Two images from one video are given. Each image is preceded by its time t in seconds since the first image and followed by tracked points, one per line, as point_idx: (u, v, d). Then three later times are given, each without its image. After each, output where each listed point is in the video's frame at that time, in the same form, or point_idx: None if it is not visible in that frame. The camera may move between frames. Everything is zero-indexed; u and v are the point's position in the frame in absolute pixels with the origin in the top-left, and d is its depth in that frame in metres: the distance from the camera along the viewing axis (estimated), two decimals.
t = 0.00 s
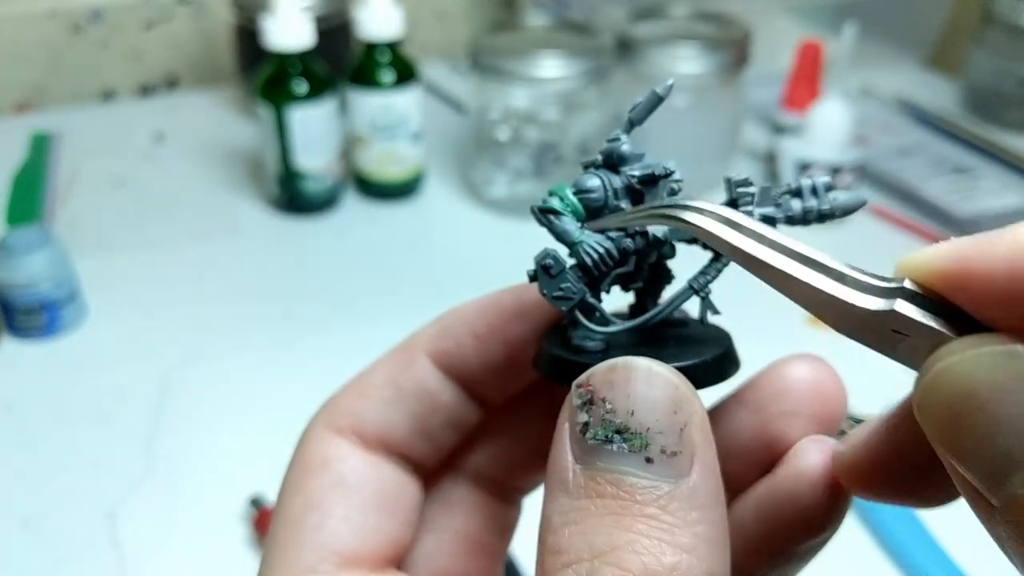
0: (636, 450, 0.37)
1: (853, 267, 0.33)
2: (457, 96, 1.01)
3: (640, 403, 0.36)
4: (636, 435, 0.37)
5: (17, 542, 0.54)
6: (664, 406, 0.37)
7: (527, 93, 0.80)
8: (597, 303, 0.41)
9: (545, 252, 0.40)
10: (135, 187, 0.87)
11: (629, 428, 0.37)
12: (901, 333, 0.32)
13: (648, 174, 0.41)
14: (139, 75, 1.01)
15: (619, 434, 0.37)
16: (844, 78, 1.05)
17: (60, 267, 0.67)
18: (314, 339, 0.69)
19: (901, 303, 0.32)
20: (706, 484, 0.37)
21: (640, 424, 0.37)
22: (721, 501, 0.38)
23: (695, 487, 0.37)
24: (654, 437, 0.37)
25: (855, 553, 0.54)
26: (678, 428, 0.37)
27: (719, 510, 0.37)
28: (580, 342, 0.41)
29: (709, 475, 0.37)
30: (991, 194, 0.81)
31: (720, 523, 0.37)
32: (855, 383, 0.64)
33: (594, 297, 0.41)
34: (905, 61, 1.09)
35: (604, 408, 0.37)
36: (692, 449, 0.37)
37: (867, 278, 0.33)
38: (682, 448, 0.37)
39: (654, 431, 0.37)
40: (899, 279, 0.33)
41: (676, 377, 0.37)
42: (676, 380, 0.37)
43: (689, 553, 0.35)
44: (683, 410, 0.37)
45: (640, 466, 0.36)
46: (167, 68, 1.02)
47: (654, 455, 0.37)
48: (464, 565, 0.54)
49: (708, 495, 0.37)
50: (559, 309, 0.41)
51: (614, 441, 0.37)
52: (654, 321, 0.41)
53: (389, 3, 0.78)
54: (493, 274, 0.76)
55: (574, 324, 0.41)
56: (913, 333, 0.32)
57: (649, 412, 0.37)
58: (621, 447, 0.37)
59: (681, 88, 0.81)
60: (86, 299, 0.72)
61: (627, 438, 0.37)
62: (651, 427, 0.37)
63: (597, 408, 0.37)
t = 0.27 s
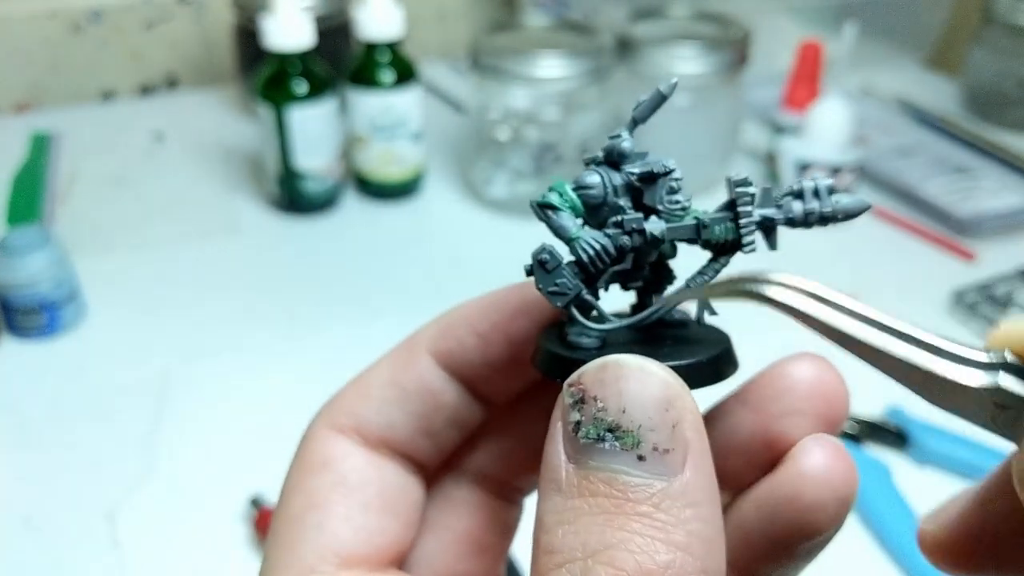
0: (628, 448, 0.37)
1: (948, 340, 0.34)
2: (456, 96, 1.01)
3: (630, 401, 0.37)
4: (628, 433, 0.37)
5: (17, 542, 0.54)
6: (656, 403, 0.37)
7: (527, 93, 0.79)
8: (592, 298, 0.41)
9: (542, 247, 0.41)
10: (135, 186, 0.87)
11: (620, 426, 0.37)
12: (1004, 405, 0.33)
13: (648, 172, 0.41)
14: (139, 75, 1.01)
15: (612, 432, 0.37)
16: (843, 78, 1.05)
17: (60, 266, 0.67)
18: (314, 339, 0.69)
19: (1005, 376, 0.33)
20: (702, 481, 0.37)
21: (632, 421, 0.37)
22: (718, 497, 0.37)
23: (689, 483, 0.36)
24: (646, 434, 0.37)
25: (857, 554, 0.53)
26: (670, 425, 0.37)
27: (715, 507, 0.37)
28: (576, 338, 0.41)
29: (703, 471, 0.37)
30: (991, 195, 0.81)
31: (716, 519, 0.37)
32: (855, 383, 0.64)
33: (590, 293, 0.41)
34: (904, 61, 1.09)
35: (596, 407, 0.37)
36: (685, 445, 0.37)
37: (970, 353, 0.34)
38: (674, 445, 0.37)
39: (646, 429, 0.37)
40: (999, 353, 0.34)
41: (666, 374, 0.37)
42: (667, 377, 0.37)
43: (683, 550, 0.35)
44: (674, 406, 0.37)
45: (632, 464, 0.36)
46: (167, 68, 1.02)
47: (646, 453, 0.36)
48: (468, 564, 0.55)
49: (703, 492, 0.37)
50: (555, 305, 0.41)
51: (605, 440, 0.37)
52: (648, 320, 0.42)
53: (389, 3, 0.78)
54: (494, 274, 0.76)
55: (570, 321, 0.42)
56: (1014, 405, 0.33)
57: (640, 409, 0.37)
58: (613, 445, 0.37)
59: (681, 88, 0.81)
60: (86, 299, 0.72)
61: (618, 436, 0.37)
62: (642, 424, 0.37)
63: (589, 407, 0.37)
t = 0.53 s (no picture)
0: (554, 438, 0.38)
1: None
2: (456, 95, 1.01)
3: (552, 391, 0.38)
4: (553, 423, 0.38)
5: (17, 543, 0.54)
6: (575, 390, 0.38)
7: (528, 94, 0.80)
8: (561, 287, 0.42)
9: (526, 220, 0.42)
10: (135, 187, 0.87)
11: (545, 416, 0.38)
12: None
13: (648, 172, 0.42)
14: (139, 75, 1.01)
15: (538, 424, 0.38)
16: (843, 77, 1.05)
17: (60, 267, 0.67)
18: (314, 339, 0.69)
19: None
20: (627, 463, 0.38)
21: (555, 410, 0.38)
22: (649, 476, 0.39)
23: (614, 466, 0.38)
24: (570, 422, 0.38)
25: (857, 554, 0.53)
26: (593, 410, 0.38)
27: (645, 485, 0.39)
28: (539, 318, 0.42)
29: (629, 453, 0.39)
30: (991, 195, 0.81)
31: (648, 499, 0.38)
32: (855, 382, 0.64)
33: (560, 281, 0.42)
34: (904, 61, 1.09)
35: (521, 401, 0.39)
36: (609, 428, 0.38)
37: None
38: (599, 429, 0.38)
39: (570, 417, 0.38)
40: None
41: (587, 361, 0.39)
42: (585, 364, 0.38)
43: (616, 534, 0.37)
44: (596, 392, 0.38)
45: (559, 452, 0.38)
46: (167, 68, 1.02)
47: (572, 440, 0.38)
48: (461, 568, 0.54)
49: (630, 473, 0.38)
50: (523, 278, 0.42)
51: (533, 431, 0.38)
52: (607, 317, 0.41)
53: (389, 3, 0.78)
54: (494, 275, 0.76)
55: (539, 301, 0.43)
56: None
57: (562, 398, 0.38)
58: (540, 437, 0.38)
59: (681, 88, 0.81)
60: (86, 300, 0.72)
61: (544, 426, 0.38)
62: (565, 412, 0.38)
63: (516, 402, 0.39)
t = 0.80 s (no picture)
0: (487, 433, 0.38)
1: None
2: (456, 95, 1.01)
3: (484, 386, 0.38)
4: (485, 417, 0.38)
5: (17, 542, 0.54)
6: (507, 383, 0.38)
7: (529, 94, 0.80)
8: (534, 290, 0.45)
9: (490, 225, 0.44)
10: (135, 187, 0.87)
11: (478, 412, 0.38)
12: None
13: (583, 166, 0.42)
14: (139, 75, 1.01)
15: (473, 419, 0.38)
16: (844, 78, 1.05)
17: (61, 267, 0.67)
18: (315, 339, 0.69)
19: None
20: (564, 458, 0.38)
21: (489, 405, 0.38)
22: (589, 472, 0.38)
23: (549, 458, 0.38)
24: (501, 415, 0.38)
25: (858, 553, 0.53)
26: (523, 402, 0.38)
27: (582, 476, 0.38)
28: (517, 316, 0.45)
29: (566, 447, 0.38)
30: (991, 195, 0.81)
31: (583, 494, 0.38)
32: (855, 382, 0.64)
33: (532, 283, 0.45)
34: (904, 61, 1.09)
35: (459, 398, 0.39)
36: (541, 420, 0.38)
37: None
38: (529, 421, 0.38)
39: (501, 411, 0.38)
40: None
41: (523, 356, 0.39)
42: (513, 358, 0.39)
43: (542, 527, 0.36)
44: (528, 385, 0.38)
45: (490, 446, 0.38)
46: (167, 68, 1.02)
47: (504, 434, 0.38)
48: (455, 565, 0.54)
49: (566, 463, 0.38)
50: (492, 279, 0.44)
51: (469, 428, 0.38)
52: (574, 312, 0.44)
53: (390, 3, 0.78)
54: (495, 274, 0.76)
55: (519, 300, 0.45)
56: None
57: (493, 393, 0.38)
58: (475, 432, 0.38)
59: (681, 88, 0.81)
60: (86, 300, 0.72)
61: (477, 422, 0.38)
62: (496, 406, 0.38)
63: (455, 400, 0.39)
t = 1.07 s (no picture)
0: (492, 434, 0.37)
1: None
2: (456, 95, 1.01)
3: (489, 386, 0.37)
4: (493, 418, 0.37)
5: (16, 542, 0.54)
6: (513, 385, 0.37)
7: (529, 94, 0.80)
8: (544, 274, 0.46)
9: (502, 209, 0.45)
10: (136, 187, 0.87)
11: (485, 412, 0.37)
12: None
13: (594, 151, 0.43)
14: (139, 75, 1.01)
15: (480, 420, 0.38)
16: (844, 78, 1.05)
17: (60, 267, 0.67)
18: (314, 339, 0.69)
19: None
20: (570, 469, 0.37)
21: (494, 406, 0.37)
22: (596, 486, 0.37)
23: (555, 466, 0.37)
24: (507, 418, 0.37)
25: (858, 553, 0.53)
26: (532, 407, 0.37)
27: (589, 486, 0.37)
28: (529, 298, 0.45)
29: (574, 458, 0.37)
30: (991, 195, 0.81)
31: (588, 508, 0.37)
32: (856, 382, 0.64)
33: (543, 267, 0.46)
34: (904, 61, 1.09)
35: (467, 395, 0.38)
36: (546, 425, 0.37)
37: None
38: (535, 427, 0.37)
39: (508, 414, 0.37)
40: None
41: (530, 356, 0.38)
42: (522, 360, 0.37)
43: (537, 536, 0.36)
44: (529, 388, 0.37)
45: (496, 448, 0.37)
46: (167, 68, 1.02)
47: (509, 437, 0.37)
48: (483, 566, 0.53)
49: (573, 472, 0.37)
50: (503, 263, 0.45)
51: (476, 427, 0.38)
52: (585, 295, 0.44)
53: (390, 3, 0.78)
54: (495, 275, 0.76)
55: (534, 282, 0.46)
56: None
57: (497, 394, 0.37)
58: (480, 433, 0.37)
59: (681, 88, 0.81)
60: (86, 300, 0.72)
61: (484, 422, 0.37)
62: (503, 409, 0.37)
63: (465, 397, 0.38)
